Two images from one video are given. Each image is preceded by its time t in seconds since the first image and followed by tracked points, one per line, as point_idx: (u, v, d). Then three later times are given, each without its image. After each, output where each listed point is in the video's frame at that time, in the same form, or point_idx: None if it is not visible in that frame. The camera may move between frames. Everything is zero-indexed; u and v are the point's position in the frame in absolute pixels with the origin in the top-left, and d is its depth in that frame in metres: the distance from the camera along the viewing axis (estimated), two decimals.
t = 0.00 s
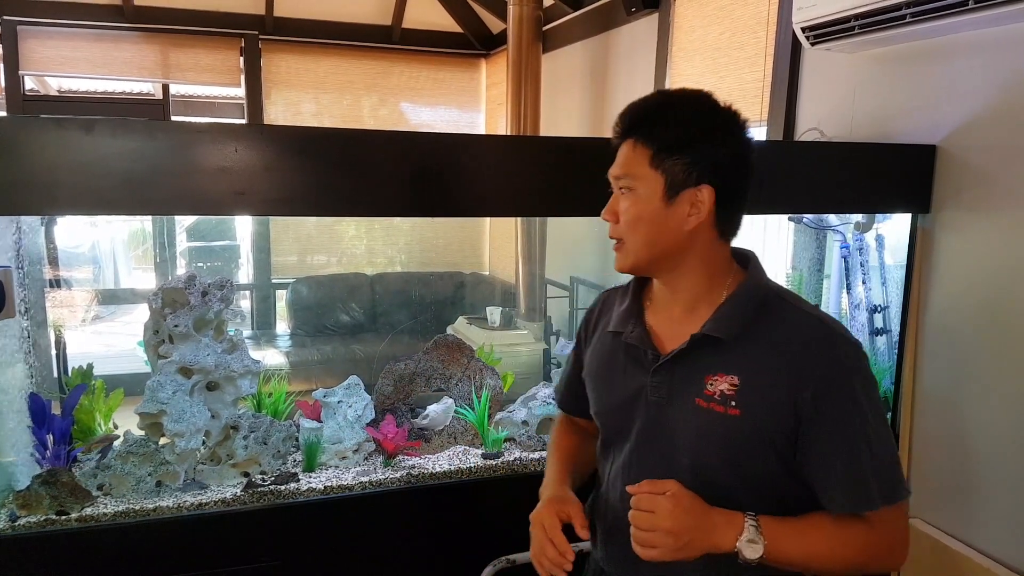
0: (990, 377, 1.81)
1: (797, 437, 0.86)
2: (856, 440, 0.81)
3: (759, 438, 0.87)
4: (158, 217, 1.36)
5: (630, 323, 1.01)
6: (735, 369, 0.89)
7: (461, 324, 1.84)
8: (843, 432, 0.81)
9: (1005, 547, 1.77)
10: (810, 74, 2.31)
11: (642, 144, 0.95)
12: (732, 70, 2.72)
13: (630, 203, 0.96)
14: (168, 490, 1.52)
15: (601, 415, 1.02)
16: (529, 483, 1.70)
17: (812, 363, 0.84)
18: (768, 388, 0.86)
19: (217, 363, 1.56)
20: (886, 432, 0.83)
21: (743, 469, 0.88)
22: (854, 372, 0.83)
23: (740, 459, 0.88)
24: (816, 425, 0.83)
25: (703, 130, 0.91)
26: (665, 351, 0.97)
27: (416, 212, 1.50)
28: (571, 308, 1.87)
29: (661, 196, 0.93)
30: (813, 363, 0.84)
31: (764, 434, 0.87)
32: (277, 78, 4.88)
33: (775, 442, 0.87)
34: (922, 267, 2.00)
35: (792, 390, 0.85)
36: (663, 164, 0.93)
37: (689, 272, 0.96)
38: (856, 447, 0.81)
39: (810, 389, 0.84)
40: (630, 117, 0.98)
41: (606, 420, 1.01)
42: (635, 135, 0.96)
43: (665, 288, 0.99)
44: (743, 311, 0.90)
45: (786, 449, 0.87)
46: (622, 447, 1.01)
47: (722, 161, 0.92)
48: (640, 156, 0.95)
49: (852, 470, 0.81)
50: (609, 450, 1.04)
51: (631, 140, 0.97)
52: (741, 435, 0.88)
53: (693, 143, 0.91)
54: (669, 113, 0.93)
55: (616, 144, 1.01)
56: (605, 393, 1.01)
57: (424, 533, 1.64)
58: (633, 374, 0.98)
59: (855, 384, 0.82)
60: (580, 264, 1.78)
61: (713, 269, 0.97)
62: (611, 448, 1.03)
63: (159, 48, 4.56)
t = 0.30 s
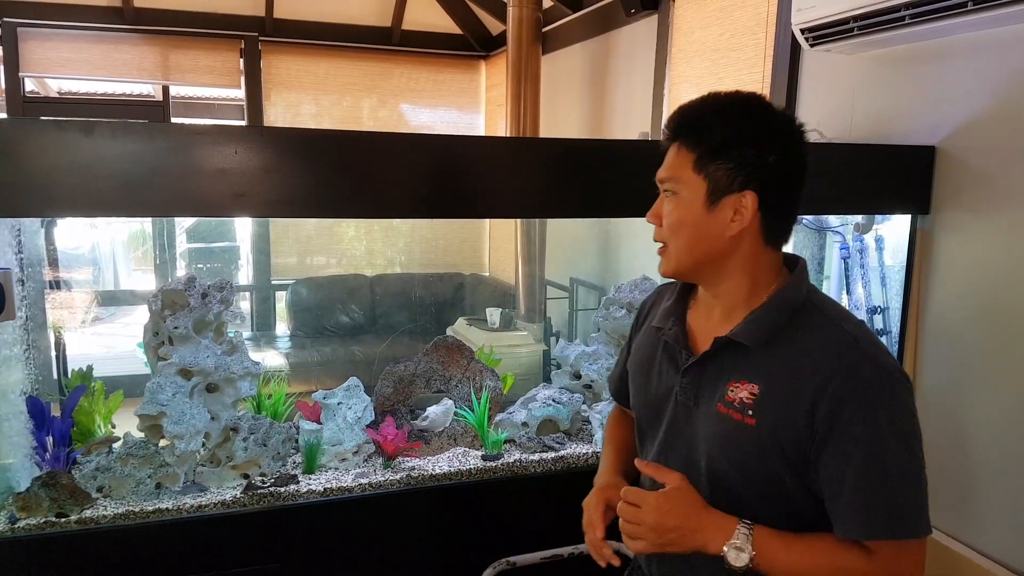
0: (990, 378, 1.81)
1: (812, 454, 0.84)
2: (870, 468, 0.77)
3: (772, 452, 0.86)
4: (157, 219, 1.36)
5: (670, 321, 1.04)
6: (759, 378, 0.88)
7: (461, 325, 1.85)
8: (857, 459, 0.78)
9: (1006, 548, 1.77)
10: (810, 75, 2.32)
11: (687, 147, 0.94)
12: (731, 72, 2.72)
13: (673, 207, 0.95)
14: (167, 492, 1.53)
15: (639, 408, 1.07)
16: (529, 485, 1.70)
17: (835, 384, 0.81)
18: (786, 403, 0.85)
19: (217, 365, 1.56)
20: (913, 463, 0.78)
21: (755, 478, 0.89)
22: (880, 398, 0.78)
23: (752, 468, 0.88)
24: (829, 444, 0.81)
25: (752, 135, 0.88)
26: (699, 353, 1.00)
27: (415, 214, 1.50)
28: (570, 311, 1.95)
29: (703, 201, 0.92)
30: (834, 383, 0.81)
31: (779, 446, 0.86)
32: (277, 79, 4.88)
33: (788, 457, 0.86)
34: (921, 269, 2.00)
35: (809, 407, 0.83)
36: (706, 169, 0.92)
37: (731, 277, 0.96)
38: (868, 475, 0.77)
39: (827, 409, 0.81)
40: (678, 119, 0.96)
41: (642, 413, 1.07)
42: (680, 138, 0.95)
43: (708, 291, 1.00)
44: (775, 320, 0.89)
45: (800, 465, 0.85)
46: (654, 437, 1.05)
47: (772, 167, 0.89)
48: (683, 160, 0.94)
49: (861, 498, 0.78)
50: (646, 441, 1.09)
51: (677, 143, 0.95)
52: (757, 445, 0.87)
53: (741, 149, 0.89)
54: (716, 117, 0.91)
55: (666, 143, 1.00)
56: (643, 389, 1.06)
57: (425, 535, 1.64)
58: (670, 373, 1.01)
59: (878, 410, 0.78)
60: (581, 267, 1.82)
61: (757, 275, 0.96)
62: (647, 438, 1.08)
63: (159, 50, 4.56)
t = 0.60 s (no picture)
0: (989, 383, 1.81)
1: (821, 465, 0.84)
2: (876, 485, 0.77)
3: (781, 461, 0.87)
4: (158, 222, 1.36)
5: (698, 323, 1.07)
6: (773, 389, 0.89)
7: (460, 328, 1.84)
8: (863, 474, 0.78)
9: (1006, 554, 1.77)
10: (810, 80, 2.32)
11: (716, 154, 0.93)
12: (731, 76, 2.73)
13: (702, 214, 0.95)
14: (167, 496, 1.52)
15: (665, 412, 1.10)
16: (530, 489, 1.70)
17: (847, 396, 0.81)
18: (796, 413, 0.86)
19: (217, 369, 1.55)
20: (924, 482, 0.76)
21: (764, 486, 0.89)
22: (890, 414, 0.78)
23: (761, 477, 0.89)
24: (837, 456, 0.81)
25: (780, 142, 0.87)
26: (720, 356, 1.02)
27: (416, 219, 1.50)
28: (570, 315, 1.95)
29: (731, 209, 0.92)
30: (844, 399, 0.81)
31: (788, 456, 0.86)
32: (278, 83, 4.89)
33: (796, 466, 0.86)
34: (920, 273, 2.01)
35: (819, 420, 0.83)
36: (735, 176, 0.91)
37: (759, 284, 0.96)
38: (874, 491, 0.77)
39: (836, 423, 0.81)
40: (706, 126, 0.96)
41: (668, 416, 1.10)
42: (709, 144, 0.95)
43: (737, 295, 1.00)
44: (797, 330, 0.89)
45: (809, 477, 0.85)
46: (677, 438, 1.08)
47: (801, 174, 0.87)
48: (712, 166, 0.94)
49: (866, 514, 0.77)
50: (671, 442, 1.12)
51: (706, 149, 0.95)
52: (768, 454, 0.88)
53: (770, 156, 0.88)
54: (745, 124, 0.90)
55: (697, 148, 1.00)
56: (668, 391, 1.09)
57: (426, 539, 1.64)
58: (692, 374, 1.04)
59: (888, 428, 0.77)
60: (581, 269, 1.82)
61: (785, 280, 0.95)
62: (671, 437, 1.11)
63: (160, 54, 4.55)
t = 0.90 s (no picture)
0: (988, 387, 1.81)
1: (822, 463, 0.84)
2: (877, 484, 0.77)
3: (785, 460, 0.87)
4: (158, 228, 1.36)
5: (702, 325, 1.06)
6: (780, 388, 0.89)
7: (460, 333, 1.83)
8: (866, 473, 0.78)
9: (1006, 559, 1.77)
10: (809, 85, 2.33)
11: (727, 160, 0.93)
12: (729, 81, 2.74)
13: (712, 219, 0.95)
14: (166, 502, 1.52)
15: (666, 412, 1.10)
16: (529, 493, 1.70)
17: (854, 394, 0.81)
18: (804, 412, 0.85)
19: (217, 375, 1.56)
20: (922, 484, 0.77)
21: (766, 485, 0.89)
22: (896, 413, 0.78)
23: (764, 476, 0.89)
24: (840, 453, 0.81)
25: (793, 148, 0.87)
26: (725, 357, 1.01)
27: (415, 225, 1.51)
28: (570, 318, 1.94)
29: (743, 215, 0.92)
30: (850, 398, 0.81)
31: (792, 455, 0.86)
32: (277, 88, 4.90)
33: (800, 465, 0.86)
34: (919, 277, 2.01)
35: (825, 417, 0.83)
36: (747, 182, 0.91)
37: (767, 288, 0.96)
38: (875, 489, 0.77)
39: (841, 423, 0.81)
40: (717, 132, 0.95)
41: (668, 416, 1.09)
42: (720, 150, 0.94)
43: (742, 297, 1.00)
44: (806, 333, 0.89)
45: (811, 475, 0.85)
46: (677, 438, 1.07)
47: (813, 178, 0.88)
48: (723, 172, 0.93)
49: (867, 511, 0.77)
50: (668, 443, 1.12)
51: (717, 155, 0.95)
52: (772, 453, 0.88)
53: (783, 161, 0.88)
54: (757, 130, 0.90)
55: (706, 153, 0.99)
56: (671, 391, 1.08)
57: (425, 543, 1.64)
58: (694, 376, 1.04)
59: (894, 429, 0.78)
60: (581, 272, 1.82)
61: (792, 282, 0.95)
62: (670, 439, 1.11)
63: (160, 59, 4.55)
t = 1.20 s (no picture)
0: (985, 390, 1.81)
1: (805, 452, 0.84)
2: (852, 477, 0.77)
3: (783, 454, 0.87)
4: (156, 233, 1.36)
5: (704, 328, 1.06)
6: (778, 383, 0.89)
7: (459, 336, 1.85)
8: (843, 465, 0.78)
9: (1004, 563, 1.76)
10: (807, 89, 2.34)
11: (718, 202, 0.88)
12: (726, 85, 2.74)
13: (723, 258, 0.90)
14: (165, 507, 1.52)
15: (666, 411, 1.09)
16: (527, 497, 1.70)
17: (841, 388, 0.81)
18: (799, 407, 0.85)
19: (215, 379, 1.55)
20: (897, 480, 0.77)
21: (761, 478, 0.89)
22: (879, 408, 0.78)
23: (759, 469, 0.89)
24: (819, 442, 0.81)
25: (773, 164, 0.86)
26: (729, 357, 1.01)
27: (413, 230, 1.51)
28: (567, 322, 1.94)
29: (752, 248, 0.88)
30: (837, 392, 0.81)
31: (788, 448, 0.86)
32: (275, 92, 4.90)
33: (792, 457, 0.86)
34: (918, 278, 2.01)
35: (814, 410, 0.84)
36: (746, 218, 0.87)
37: (782, 299, 0.94)
38: (847, 478, 0.77)
39: (826, 415, 0.81)
40: (686, 174, 0.91)
41: (669, 415, 1.09)
42: (702, 193, 0.89)
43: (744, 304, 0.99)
44: (807, 330, 0.89)
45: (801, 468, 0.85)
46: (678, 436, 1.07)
47: (796, 184, 0.87)
48: (718, 215, 0.88)
49: (837, 498, 0.77)
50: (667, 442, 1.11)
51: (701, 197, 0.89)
52: (769, 446, 0.88)
53: (771, 181, 0.86)
54: (735, 158, 0.87)
55: (677, 197, 0.94)
56: (674, 391, 1.08)
57: (422, 549, 1.63)
58: (699, 379, 1.03)
59: (876, 424, 0.78)
60: (579, 278, 1.83)
61: (798, 283, 0.94)
62: (668, 439, 1.11)
63: (158, 64, 4.56)
